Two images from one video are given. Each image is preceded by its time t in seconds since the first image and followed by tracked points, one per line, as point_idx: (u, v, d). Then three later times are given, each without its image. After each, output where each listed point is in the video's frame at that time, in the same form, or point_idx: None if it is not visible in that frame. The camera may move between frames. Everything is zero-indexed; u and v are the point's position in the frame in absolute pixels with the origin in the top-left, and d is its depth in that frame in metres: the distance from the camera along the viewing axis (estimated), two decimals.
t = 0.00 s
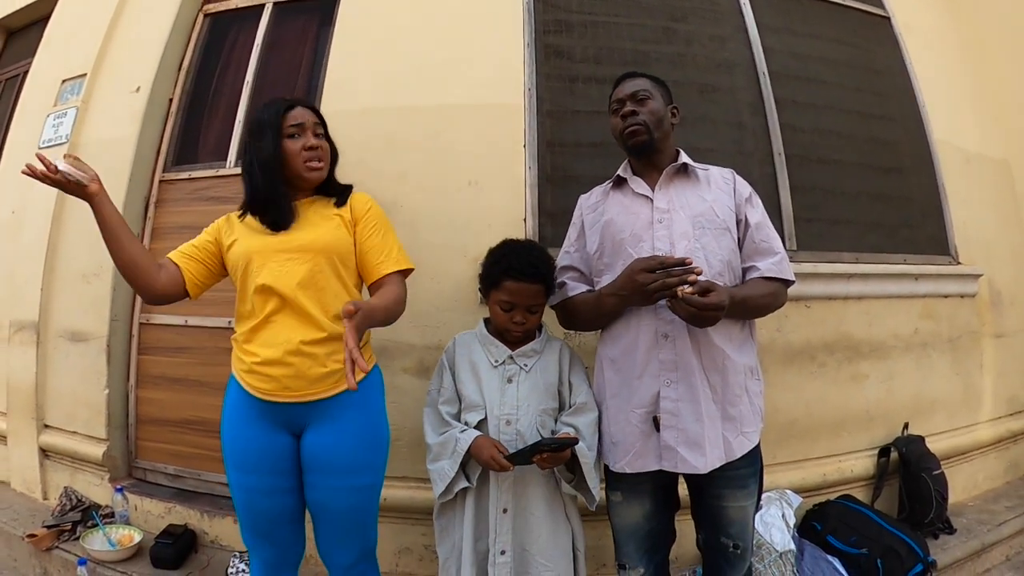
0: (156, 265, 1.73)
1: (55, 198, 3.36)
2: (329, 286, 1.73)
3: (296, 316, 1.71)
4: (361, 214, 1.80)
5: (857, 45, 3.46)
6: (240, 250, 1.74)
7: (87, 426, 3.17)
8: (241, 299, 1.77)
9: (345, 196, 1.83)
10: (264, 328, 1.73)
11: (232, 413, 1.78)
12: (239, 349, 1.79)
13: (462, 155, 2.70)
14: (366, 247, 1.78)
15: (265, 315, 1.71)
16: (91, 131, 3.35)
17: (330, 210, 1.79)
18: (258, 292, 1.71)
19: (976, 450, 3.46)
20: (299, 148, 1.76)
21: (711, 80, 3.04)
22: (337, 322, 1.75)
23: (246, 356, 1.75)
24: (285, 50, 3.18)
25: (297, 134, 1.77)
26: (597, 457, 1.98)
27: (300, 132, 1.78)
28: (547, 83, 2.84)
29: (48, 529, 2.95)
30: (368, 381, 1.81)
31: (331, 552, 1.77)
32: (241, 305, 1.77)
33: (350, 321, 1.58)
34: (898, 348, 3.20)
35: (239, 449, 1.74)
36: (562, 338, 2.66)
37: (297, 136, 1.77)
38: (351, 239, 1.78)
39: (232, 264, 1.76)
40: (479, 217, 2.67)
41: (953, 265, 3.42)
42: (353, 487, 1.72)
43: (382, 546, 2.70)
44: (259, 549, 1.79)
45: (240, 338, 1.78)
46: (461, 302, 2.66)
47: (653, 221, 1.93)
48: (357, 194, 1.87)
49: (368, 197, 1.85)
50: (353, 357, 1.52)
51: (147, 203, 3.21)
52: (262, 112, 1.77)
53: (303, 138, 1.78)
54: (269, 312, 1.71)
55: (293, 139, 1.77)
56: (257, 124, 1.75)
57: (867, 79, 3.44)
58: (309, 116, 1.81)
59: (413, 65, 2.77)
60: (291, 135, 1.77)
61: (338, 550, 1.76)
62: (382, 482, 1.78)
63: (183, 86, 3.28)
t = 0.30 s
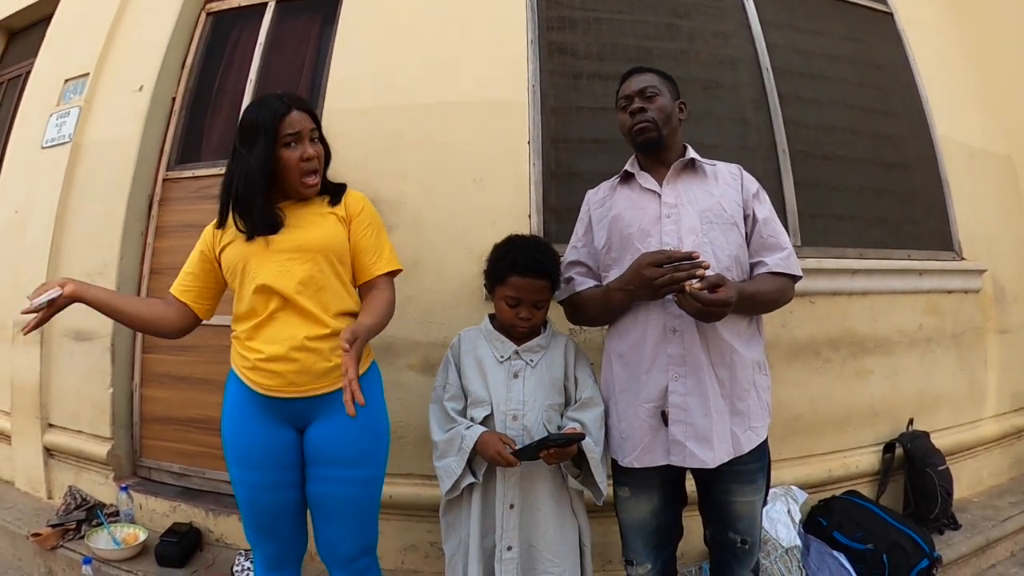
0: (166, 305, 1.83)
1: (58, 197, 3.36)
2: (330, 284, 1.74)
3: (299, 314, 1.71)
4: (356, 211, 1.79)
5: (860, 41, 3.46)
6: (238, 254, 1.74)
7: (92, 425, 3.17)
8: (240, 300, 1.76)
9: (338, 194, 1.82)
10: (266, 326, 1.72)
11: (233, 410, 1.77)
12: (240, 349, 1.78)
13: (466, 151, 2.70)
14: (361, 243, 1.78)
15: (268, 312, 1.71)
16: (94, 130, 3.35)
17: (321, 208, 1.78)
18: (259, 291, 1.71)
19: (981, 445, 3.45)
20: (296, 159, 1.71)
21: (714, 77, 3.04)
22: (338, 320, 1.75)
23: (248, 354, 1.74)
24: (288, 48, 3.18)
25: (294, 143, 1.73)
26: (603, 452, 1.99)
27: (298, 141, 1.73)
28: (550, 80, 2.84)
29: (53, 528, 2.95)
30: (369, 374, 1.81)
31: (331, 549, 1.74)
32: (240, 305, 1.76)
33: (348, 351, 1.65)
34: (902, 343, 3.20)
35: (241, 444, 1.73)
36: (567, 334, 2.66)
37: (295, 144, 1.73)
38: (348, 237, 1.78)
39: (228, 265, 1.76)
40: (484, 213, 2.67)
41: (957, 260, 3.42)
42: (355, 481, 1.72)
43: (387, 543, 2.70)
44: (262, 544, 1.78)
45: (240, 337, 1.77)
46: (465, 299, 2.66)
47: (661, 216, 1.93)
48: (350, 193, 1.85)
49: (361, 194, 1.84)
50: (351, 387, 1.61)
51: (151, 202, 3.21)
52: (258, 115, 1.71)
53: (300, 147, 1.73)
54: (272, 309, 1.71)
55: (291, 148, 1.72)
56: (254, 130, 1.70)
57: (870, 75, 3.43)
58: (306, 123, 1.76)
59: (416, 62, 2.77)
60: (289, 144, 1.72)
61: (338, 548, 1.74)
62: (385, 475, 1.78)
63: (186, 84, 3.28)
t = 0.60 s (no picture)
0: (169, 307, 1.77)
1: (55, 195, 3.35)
2: (317, 283, 1.72)
3: (286, 313, 1.70)
4: (343, 207, 1.78)
5: (859, 38, 3.45)
6: (222, 253, 1.73)
7: (88, 423, 3.15)
8: (226, 300, 1.75)
9: (326, 189, 1.80)
10: (253, 324, 1.71)
11: (221, 408, 1.76)
12: (227, 347, 1.77)
13: (464, 148, 2.69)
14: (348, 240, 1.77)
15: (255, 311, 1.70)
16: (91, 128, 3.34)
17: (312, 206, 1.76)
18: (245, 291, 1.70)
19: (980, 444, 3.45)
20: (276, 156, 1.70)
21: (713, 74, 3.03)
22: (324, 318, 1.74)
23: (235, 352, 1.73)
24: (286, 45, 3.17)
25: (276, 140, 1.71)
26: (601, 450, 1.98)
27: (280, 138, 1.72)
28: (549, 77, 2.83)
29: (49, 527, 2.94)
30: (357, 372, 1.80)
31: (320, 548, 1.73)
32: (226, 305, 1.75)
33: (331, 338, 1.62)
34: (902, 341, 3.19)
35: (229, 442, 1.72)
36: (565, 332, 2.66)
37: (276, 142, 1.71)
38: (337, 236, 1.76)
39: (214, 261, 1.74)
40: (481, 211, 2.66)
41: (956, 258, 3.41)
42: (342, 478, 1.71)
43: (385, 542, 2.69)
44: (252, 542, 1.78)
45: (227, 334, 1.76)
46: (463, 296, 2.65)
47: (661, 213, 1.92)
48: (338, 189, 1.84)
49: (348, 191, 1.83)
50: (336, 373, 1.57)
51: (147, 200, 3.20)
52: (240, 112, 1.70)
53: (282, 144, 1.72)
54: (258, 308, 1.70)
55: (272, 145, 1.71)
56: (235, 127, 1.69)
57: (869, 72, 3.42)
58: (289, 120, 1.74)
59: (414, 59, 2.75)
60: (269, 142, 1.71)
61: (325, 547, 1.73)
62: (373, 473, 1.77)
63: (183, 82, 3.27)
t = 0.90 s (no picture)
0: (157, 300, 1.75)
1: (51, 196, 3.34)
2: (315, 284, 1.72)
3: (284, 313, 1.69)
4: (339, 214, 1.79)
5: (855, 38, 3.44)
6: (218, 249, 1.70)
7: (84, 424, 3.15)
8: (219, 299, 1.72)
9: (323, 193, 1.80)
10: (248, 325, 1.70)
11: (210, 409, 1.74)
12: (218, 347, 1.75)
13: (458, 149, 2.68)
14: (345, 248, 1.80)
15: (252, 311, 1.68)
16: (86, 128, 3.34)
17: (310, 209, 1.76)
18: (243, 290, 1.68)
19: (977, 444, 3.44)
20: (275, 153, 1.70)
21: (708, 74, 3.02)
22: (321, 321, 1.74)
23: (229, 352, 1.71)
24: (281, 45, 3.17)
25: (276, 138, 1.71)
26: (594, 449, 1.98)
27: (280, 136, 1.72)
28: (544, 77, 2.82)
29: (44, 528, 2.93)
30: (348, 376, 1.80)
31: (313, 549, 1.72)
32: (218, 304, 1.72)
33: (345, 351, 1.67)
34: (898, 341, 3.19)
35: (219, 443, 1.70)
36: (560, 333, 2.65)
37: (276, 140, 1.71)
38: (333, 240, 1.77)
39: (207, 257, 1.71)
40: (476, 211, 2.65)
41: (953, 258, 3.41)
42: (337, 478, 1.71)
43: (379, 543, 2.68)
44: (244, 545, 1.77)
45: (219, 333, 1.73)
46: (458, 297, 2.65)
47: (655, 212, 1.91)
48: (333, 193, 1.84)
49: (343, 197, 1.84)
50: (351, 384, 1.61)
51: (143, 201, 3.20)
52: (242, 108, 1.70)
53: (282, 142, 1.72)
54: (254, 308, 1.68)
55: (272, 143, 1.71)
56: (236, 123, 1.69)
57: (865, 72, 3.42)
58: (290, 120, 1.74)
59: (409, 60, 2.75)
60: (269, 139, 1.71)
61: (319, 548, 1.72)
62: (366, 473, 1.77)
63: (178, 83, 3.27)
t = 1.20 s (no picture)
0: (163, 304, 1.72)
1: (51, 198, 3.35)
2: (316, 289, 1.72)
3: (285, 319, 1.69)
4: (342, 220, 1.79)
5: (855, 41, 3.44)
6: (220, 250, 1.68)
7: (82, 426, 3.15)
8: (219, 301, 1.71)
9: (326, 198, 1.80)
10: (248, 330, 1.69)
11: (209, 412, 1.73)
12: (218, 350, 1.74)
13: (457, 152, 2.68)
14: (346, 255, 1.79)
15: (252, 315, 1.68)
16: (86, 130, 3.34)
17: (312, 213, 1.76)
18: (245, 295, 1.67)
19: (977, 448, 3.43)
20: (287, 145, 1.72)
21: (707, 77, 3.02)
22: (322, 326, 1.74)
23: (229, 357, 1.71)
24: (281, 48, 3.17)
25: (288, 131, 1.74)
26: (591, 453, 1.98)
27: (292, 129, 1.75)
28: (543, 80, 2.82)
29: (42, 530, 2.94)
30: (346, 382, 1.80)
31: (311, 553, 1.72)
32: (218, 307, 1.71)
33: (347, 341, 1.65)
34: (898, 345, 3.18)
35: (217, 447, 1.70)
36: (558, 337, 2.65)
37: (288, 132, 1.74)
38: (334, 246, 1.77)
39: (208, 260, 1.70)
40: (475, 215, 2.65)
41: (953, 262, 3.40)
42: (335, 483, 1.71)
43: (377, 546, 2.69)
44: (242, 548, 1.77)
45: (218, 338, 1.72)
46: (456, 300, 2.65)
47: (653, 217, 1.91)
48: (336, 198, 1.85)
49: (347, 203, 1.84)
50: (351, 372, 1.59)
51: (143, 203, 3.20)
52: (257, 100, 1.74)
53: (293, 135, 1.74)
54: (255, 312, 1.68)
55: (284, 135, 1.73)
56: (249, 115, 1.72)
57: (865, 75, 3.41)
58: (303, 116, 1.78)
59: (407, 63, 2.75)
60: (282, 131, 1.73)
61: (317, 552, 1.72)
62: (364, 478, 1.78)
63: (178, 85, 3.27)
